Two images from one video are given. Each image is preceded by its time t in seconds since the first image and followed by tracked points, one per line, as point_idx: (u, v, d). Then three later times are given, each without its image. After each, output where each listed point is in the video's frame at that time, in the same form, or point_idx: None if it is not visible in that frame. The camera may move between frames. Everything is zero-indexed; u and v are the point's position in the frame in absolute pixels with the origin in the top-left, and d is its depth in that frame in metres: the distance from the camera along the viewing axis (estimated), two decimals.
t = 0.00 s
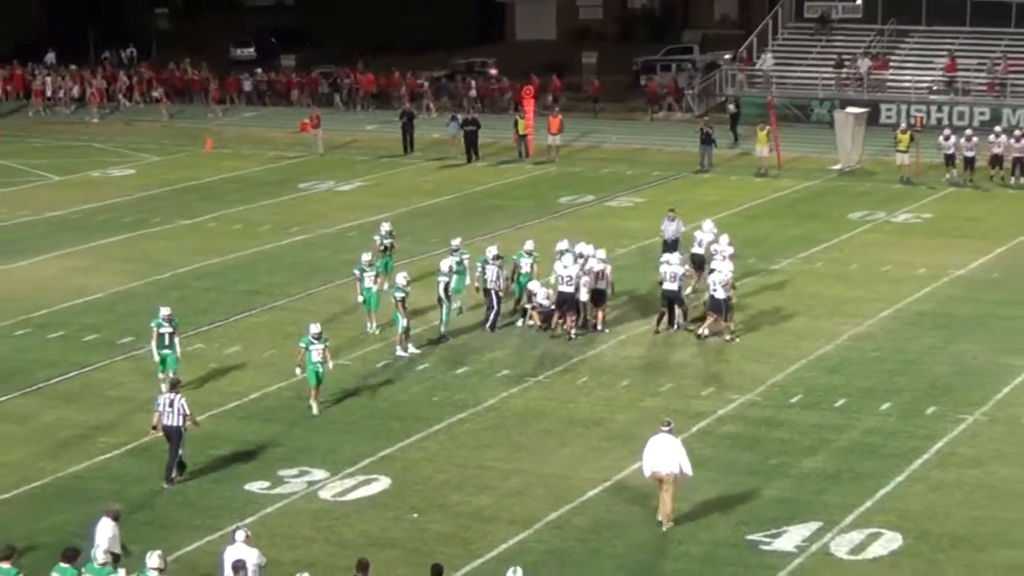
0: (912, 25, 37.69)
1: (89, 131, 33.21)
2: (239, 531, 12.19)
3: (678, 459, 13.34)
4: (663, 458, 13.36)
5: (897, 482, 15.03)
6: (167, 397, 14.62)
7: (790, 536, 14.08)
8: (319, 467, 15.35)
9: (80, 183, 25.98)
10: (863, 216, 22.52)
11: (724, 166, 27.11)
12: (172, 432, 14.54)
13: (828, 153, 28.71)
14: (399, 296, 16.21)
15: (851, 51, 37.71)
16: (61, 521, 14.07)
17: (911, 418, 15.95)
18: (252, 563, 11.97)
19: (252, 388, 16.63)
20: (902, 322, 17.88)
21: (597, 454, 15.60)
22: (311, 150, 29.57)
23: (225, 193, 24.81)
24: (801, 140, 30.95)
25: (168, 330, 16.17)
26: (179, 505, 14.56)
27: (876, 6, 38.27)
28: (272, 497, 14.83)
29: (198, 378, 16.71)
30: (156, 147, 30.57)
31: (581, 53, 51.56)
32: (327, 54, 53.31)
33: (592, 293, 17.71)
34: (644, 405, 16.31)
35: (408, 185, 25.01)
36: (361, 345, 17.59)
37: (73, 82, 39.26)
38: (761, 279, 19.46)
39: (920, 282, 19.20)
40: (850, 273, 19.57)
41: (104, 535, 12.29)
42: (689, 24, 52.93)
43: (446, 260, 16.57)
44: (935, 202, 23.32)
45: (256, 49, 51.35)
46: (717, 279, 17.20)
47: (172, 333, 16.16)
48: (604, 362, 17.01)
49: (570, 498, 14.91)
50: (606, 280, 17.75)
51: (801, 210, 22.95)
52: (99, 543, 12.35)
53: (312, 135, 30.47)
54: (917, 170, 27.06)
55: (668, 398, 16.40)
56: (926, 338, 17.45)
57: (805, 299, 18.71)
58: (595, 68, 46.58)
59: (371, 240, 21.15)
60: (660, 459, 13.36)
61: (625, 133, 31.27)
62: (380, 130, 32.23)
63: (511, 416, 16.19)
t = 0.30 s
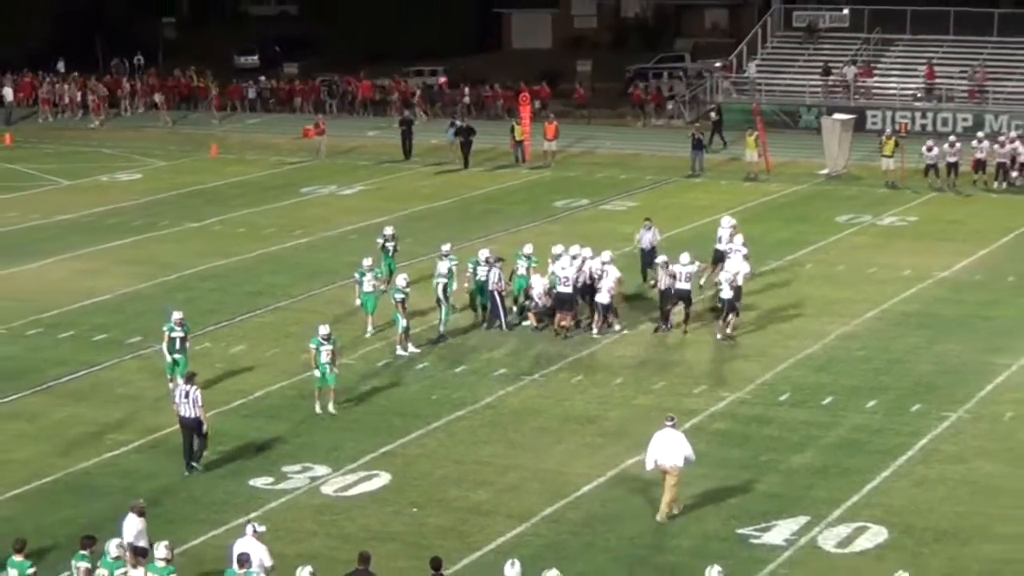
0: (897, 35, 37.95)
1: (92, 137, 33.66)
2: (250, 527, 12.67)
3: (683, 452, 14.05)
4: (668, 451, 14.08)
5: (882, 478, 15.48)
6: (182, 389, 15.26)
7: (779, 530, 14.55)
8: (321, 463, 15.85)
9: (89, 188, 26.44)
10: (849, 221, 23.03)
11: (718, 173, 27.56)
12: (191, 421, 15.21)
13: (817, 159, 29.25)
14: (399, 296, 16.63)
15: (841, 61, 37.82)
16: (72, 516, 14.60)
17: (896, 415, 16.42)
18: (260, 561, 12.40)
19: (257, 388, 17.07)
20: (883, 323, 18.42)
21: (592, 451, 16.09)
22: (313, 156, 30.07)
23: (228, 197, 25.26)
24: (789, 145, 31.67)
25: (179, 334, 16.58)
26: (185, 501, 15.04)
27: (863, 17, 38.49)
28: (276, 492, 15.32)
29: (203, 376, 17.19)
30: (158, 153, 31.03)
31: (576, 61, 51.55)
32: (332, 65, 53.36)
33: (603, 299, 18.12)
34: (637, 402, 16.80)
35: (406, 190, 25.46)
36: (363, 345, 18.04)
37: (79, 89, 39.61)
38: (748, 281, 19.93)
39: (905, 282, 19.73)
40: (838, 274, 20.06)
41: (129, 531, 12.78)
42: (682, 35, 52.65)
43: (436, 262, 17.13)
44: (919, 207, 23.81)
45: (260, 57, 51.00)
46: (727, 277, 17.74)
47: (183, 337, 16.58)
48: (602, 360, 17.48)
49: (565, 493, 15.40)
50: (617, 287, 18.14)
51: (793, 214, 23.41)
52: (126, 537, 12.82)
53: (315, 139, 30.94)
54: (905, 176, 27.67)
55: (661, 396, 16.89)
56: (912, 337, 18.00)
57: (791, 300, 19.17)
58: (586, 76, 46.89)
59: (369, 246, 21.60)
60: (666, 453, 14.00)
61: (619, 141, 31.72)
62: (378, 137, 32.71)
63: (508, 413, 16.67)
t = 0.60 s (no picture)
0: (879, 43, 39.18)
1: (104, 142, 34.47)
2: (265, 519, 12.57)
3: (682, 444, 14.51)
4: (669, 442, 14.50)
5: (866, 472, 15.85)
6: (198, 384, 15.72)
7: (765, 524, 14.90)
8: (319, 459, 16.31)
9: (98, 193, 27.28)
10: (828, 231, 23.89)
11: (716, 181, 28.31)
12: (204, 417, 15.71)
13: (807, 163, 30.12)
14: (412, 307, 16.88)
15: (823, 68, 39.10)
16: (79, 511, 15.02)
17: (878, 411, 16.93)
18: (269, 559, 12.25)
19: (249, 388, 17.82)
20: (848, 330, 19.13)
21: (585, 446, 16.51)
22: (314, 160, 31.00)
23: (232, 201, 26.22)
24: (776, 151, 32.67)
25: (188, 335, 17.21)
26: (189, 495, 15.47)
27: (846, 24, 39.74)
28: (276, 486, 15.77)
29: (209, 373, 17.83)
30: (166, 159, 31.75)
31: (567, 68, 52.21)
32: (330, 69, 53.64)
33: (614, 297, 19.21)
34: (627, 400, 17.35)
35: (410, 197, 26.20)
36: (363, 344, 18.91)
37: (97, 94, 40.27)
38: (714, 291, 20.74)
39: (860, 292, 20.63)
40: (804, 287, 20.88)
41: (150, 524, 12.77)
42: (670, 43, 53.83)
43: (427, 263, 18.18)
44: (898, 222, 24.60)
45: (262, 64, 51.54)
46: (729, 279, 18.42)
47: (192, 337, 17.20)
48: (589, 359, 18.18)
49: (558, 487, 15.79)
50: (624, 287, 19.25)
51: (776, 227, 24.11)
52: (147, 532, 12.81)
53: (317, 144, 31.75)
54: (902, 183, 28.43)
55: (650, 393, 17.48)
56: (892, 337, 18.75)
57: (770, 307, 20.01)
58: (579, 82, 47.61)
59: (368, 254, 22.41)
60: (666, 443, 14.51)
61: (623, 149, 32.53)
62: (376, 142, 33.58)
63: (502, 410, 17.22)
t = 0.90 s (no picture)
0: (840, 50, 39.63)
1: (86, 148, 34.89)
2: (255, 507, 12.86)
3: (661, 435, 15.01)
4: (649, 433, 15.02)
5: (829, 467, 16.35)
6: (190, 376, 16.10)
7: (731, 517, 15.38)
8: (298, 455, 16.79)
9: (82, 197, 27.73)
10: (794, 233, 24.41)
11: (686, 185, 28.82)
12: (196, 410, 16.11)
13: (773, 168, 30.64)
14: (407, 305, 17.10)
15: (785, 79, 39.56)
16: (65, 507, 15.48)
17: (840, 408, 17.44)
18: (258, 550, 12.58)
19: (230, 386, 18.30)
20: (809, 328, 19.66)
21: (556, 442, 16.99)
22: (294, 165, 31.48)
23: (214, 205, 26.69)
24: (744, 156, 33.18)
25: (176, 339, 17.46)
26: (172, 490, 15.93)
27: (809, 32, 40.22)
28: (257, 482, 16.23)
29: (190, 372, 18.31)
30: (149, 163, 32.20)
31: (535, 77, 52.30)
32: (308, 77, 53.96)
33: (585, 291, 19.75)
34: (597, 398, 17.84)
35: (387, 201, 26.67)
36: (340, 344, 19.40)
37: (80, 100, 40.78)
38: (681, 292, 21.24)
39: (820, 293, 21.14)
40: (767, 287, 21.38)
41: (151, 518, 13.13)
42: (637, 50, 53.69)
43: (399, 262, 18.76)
44: (862, 224, 25.14)
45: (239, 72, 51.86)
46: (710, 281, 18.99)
47: (180, 341, 17.45)
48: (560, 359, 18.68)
49: (529, 482, 16.27)
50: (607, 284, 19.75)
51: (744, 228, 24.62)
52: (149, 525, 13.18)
53: (296, 148, 32.23)
54: (869, 188, 28.96)
55: (619, 391, 17.98)
56: (855, 336, 19.26)
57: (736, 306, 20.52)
58: (552, 86, 48.12)
59: (346, 256, 22.88)
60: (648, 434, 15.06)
61: (597, 154, 33.03)
62: (355, 146, 34.06)
63: (475, 408, 17.70)
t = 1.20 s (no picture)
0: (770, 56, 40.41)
1: (33, 153, 35.23)
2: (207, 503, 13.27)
3: (612, 423, 15.40)
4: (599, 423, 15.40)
5: (760, 460, 16.89)
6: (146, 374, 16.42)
7: (667, 510, 15.91)
8: (246, 452, 17.25)
9: (32, 202, 28.11)
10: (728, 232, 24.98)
11: (622, 187, 29.36)
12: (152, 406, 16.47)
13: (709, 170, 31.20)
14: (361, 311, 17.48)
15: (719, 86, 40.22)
16: (19, 504, 15.91)
17: (772, 403, 17.99)
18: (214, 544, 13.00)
19: (179, 384, 18.75)
20: (740, 326, 20.23)
21: (496, 438, 17.50)
22: (241, 170, 31.90)
23: (162, 209, 27.09)
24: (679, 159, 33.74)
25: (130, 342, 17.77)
26: (123, 486, 16.38)
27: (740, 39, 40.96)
28: (206, 478, 16.69)
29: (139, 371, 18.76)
30: (99, 168, 32.56)
31: (473, 84, 51.82)
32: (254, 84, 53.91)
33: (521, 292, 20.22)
34: (536, 395, 18.35)
35: (332, 205, 27.10)
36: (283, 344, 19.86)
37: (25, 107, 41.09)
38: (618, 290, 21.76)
39: (749, 292, 21.75)
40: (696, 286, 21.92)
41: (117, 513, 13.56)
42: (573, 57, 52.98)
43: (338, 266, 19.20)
44: (792, 225, 25.75)
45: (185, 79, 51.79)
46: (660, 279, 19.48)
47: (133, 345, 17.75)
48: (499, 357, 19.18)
49: (471, 477, 16.77)
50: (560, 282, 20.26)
51: (680, 229, 25.14)
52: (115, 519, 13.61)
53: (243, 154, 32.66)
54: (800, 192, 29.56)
55: (557, 388, 18.49)
56: (786, 334, 19.82)
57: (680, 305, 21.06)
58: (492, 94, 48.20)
59: (292, 259, 23.33)
60: (598, 423, 15.45)
61: (537, 158, 33.53)
62: (301, 152, 34.49)
63: (418, 405, 18.19)
